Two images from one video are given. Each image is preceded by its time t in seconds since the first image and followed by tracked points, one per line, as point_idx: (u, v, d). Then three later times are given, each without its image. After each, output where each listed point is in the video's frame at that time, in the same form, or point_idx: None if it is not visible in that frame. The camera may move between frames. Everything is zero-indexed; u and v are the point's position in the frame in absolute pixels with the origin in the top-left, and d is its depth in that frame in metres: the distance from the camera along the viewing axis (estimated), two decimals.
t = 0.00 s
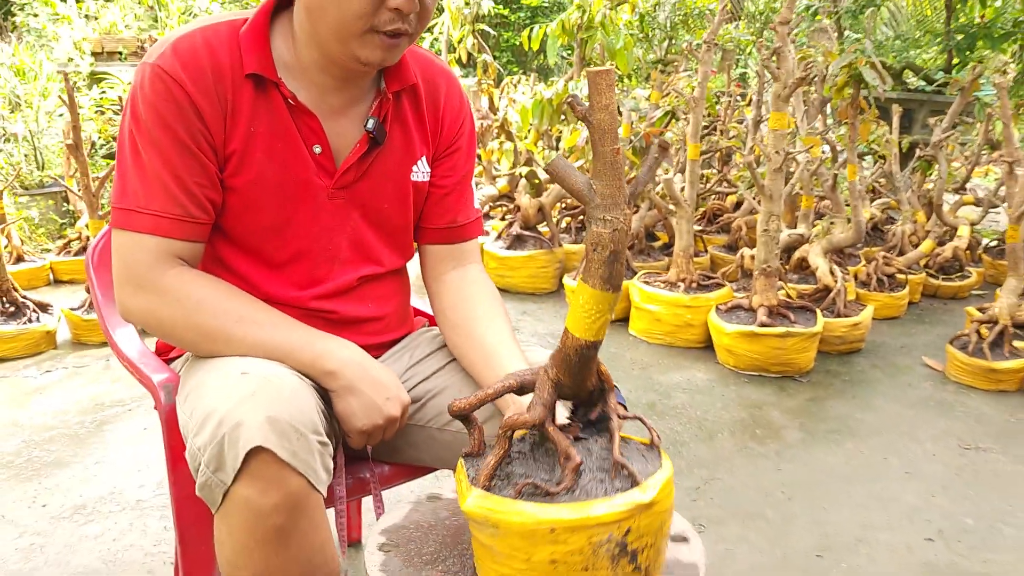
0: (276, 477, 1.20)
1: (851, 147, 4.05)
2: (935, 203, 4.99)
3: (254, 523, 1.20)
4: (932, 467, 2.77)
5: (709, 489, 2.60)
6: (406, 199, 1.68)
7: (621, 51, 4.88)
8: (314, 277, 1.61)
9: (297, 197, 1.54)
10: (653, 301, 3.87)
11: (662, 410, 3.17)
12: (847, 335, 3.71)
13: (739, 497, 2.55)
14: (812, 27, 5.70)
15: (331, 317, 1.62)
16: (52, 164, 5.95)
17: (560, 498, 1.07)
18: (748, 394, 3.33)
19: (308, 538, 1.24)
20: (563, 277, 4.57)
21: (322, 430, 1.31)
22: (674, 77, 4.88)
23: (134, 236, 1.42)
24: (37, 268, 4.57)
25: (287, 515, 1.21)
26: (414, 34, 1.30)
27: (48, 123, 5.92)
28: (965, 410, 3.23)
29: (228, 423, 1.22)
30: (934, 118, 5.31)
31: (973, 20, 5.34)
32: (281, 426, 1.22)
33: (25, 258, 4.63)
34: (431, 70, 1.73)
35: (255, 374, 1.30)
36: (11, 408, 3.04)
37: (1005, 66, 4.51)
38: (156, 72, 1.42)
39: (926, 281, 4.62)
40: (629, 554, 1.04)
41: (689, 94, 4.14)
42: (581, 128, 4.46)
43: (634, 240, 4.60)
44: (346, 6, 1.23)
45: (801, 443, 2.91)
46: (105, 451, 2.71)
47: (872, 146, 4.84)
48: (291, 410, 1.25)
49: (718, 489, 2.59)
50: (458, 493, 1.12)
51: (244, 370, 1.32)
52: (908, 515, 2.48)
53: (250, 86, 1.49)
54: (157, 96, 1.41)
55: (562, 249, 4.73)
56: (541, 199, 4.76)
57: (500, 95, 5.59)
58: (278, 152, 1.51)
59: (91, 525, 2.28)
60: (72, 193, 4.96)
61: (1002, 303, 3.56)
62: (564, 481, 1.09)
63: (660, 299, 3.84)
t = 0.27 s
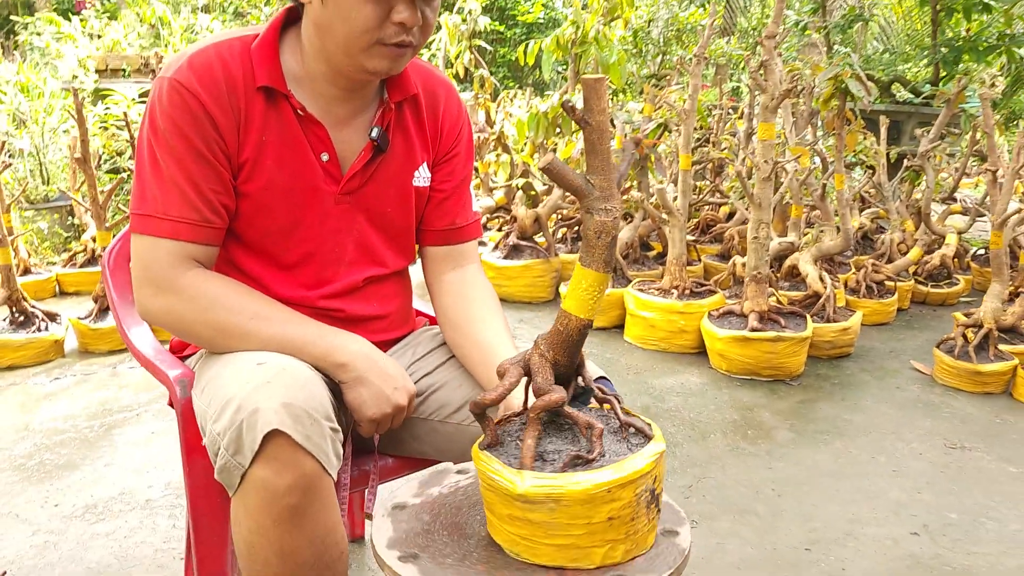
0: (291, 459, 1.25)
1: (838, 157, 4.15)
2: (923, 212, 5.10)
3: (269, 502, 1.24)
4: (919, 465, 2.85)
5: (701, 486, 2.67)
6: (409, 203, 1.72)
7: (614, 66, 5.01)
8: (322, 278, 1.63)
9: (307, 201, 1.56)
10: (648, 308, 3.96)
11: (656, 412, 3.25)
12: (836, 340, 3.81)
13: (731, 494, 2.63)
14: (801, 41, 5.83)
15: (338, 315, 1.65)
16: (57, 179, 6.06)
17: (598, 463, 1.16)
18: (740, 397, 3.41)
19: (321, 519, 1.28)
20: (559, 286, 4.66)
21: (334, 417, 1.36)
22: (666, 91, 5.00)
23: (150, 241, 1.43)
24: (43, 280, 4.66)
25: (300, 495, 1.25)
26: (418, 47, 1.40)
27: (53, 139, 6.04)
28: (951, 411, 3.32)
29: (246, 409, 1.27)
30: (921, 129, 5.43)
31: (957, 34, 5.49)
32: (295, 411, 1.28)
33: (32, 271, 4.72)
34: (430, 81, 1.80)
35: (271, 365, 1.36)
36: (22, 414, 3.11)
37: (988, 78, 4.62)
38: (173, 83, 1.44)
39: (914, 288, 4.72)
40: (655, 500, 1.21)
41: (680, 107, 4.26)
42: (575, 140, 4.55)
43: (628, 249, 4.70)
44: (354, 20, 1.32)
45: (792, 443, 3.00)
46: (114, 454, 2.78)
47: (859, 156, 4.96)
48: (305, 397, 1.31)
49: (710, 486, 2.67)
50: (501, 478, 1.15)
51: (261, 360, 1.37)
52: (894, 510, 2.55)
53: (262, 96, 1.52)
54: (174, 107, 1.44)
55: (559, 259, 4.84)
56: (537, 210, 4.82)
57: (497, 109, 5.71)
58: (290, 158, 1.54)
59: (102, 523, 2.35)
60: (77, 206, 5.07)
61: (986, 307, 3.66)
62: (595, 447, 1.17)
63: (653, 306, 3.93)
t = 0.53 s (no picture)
0: (295, 464, 1.25)
1: (836, 166, 4.17)
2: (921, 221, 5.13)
3: (273, 506, 1.25)
4: (919, 472, 2.86)
5: (702, 493, 2.68)
6: (412, 211, 1.74)
7: (613, 76, 5.04)
8: (325, 285, 1.65)
9: (311, 209, 1.58)
10: (648, 316, 3.98)
11: (657, 420, 3.26)
12: (836, 348, 3.82)
13: (731, 501, 2.63)
14: (799, 52, 5.87)
15: (341, 322, 1.67)
16: (60, 190, 6.09)
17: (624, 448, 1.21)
18: (741, 405, 3.42)
19: (325, 522, 1.28)
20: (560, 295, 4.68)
21: (337, 423, 1.37)
22: (665, 101, 5.04)
23: (155, 248, 1.45)
24: (45, 290, 4.68)
25: (304, 500, 1.26)
26: (418, 58, 1.42)
27: (55, 150, 6.07)
28: (951, 418, 3.33)
29: (250, 414, 1.28)
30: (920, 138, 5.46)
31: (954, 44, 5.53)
32: (299, 416, 1.28)
33: (34, 281, 4.74)
34: (433, 91, 1.83)
35: (275, 370, 1.37)
36: (25, 423, 3.12)
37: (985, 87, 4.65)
38: (179, 93, 1.46)
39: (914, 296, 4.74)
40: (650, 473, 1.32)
41: (680, 117, 4.29)
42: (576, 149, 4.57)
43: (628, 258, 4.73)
44: (356, 31, 1.35)
45: (792, 450, 3.01)
46: (117, 462, 2.79)
47: (857, 165, 4.99)
48: (309, 402, 1.31)
49: (711, 493, 2.68)
50: (555, 482, 1.13)
51: (264, 366, 1.38)
52: (894, 516, 2.56)
53: (266, 105, 1.54)
54: (179, 116, 1.46)
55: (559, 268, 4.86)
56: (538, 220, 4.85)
57: (497, 119, 5.75)
58: (293, 166, 1.56)
59: (106, 531, 2.36)
60: (80, 217, 5.09)
61: (985, 315, 3.68)
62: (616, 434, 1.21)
63: (654, 315, 3.95)
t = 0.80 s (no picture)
0: (296, 469, 1.25)
1: (836, 172, 4.16)
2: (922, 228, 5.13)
3: (275, 512, 1.25)
4: (921, 479, 2.85)
5: (703, 500, 2.67)
6: (413, 216, 1.74)
7: (614, 84, 5.05)
8: (326, 290, 1.65)
9: (312, 215, 1.58)
10: (649, 323, 3.97)
11: (658, 426, 3.26)
12: (837, 354, 3.81)
13: (733, 508, 2.63)
14: (799, 59, 5.88)
15: (342, 328, 1.67)
16: (61, 197, 6.10)
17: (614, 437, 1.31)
18: (742, 412, 3.42)
19: (327, 528, 1.28)
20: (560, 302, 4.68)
21: (338, 428, 1.37)
22: (666, 108, 5.04)
23: (156, 254, 1.45)
24: (45, 298, 4.68)
25: (306, 505, 1.26)
26: (417, 68, 1.43)
27: (57, 158, 6.08)
28: (952, 425, 3.32)
29: (251, 420, 1.28)
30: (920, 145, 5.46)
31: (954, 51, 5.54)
32: (301, 422, 1.28)
33: (35, 288, 4.74)
34: (434, 96, 1.83)
35: (276, 376, 1.37)
36: (25, 430, 3.12)
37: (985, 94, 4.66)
38: (180, 99, 1.47)
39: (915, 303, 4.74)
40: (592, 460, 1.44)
41: (680, 124, 4.29)
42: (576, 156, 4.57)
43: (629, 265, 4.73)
44: (355, 39, 1.35)
45: (793, 457, 3.00)
46: (117, 469, 2.79)
47: (858, 172, 4.99)
48: (311, 408, 1.31)
49: (712, 500, 2.67)
50: (608, 475, 1.19)
51: (266, 372, 1.38)
52: (896, 524, 2.55)
53: (267, 111, 1.54)
54: (180, 122, 1.46)
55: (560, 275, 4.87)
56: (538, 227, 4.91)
57: (498, 126, 5.76)
58: (294, 172, 1.56)
59: (106, 538, 2.35)
60: (81, 224, 5.10)
61: (986, 321, 3.67)
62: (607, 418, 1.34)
63: (655, 322, 3.95)
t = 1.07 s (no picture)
0: (298, 474, 1.25)
1: (838, 177, 4.16)
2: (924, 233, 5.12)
3: (277, 517, 1.25)
4: (924, 484, 2.84)
5: (706, 505, 2.67)
6: (415, 221, 1.74)
7: (616, 89, 5.06)
8: (329, 295, 1.65)
9: (314, 219, 1.59)
10: (651, 328, 3.97)
11: (660, 432, 3.26)
12: (840, 359, 3.81)
13: (735, 513, 2.62)
14: (801, 65, 5.89)
15: (344, 332, 1.67)
16: (63, 202, 6.11)
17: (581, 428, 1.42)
18: (744, 417, 3.41)
19: (328, 533, 1.28)
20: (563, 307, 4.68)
21: (339, 433, 1.37)
22: (667, 113, 5.05)
23: (159, 258, 1.45)
24: (48, 302, 4.69)
25: (308, 510, 1.25)
26: (422, 73, 1.43)
27: (59, 162, 6.09)
28: (955, 431, 3.32)
29: (252, 425, 1.28)
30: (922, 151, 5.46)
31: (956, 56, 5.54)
32: (302, 427, 1.28)
33: (37, 293, 4.75)
34: (437, 102, 1.84)
35: (278, 380, 1.37)
36: (27, 435, 3.12)
37: (987, 99, 4.66)
38: (182, 104, 1.47)
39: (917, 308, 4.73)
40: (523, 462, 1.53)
41: (682, 129, 4.29)
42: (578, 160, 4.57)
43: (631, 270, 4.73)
44: (363, 46, 1.35)
45: (795, 462, 3.00)
46: (119, 474, 2.79)
47: (860, 177, 4.99)
48: (312, 412, 1.31)
49: (715, 506, 2.66)
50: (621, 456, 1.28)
51: (268, 376, 1.38)
52: (900, 529, 2.54)
53: (270, 115, 1.55)
54: (183, 127, 1.46)
55: (562, 280, 4.87)
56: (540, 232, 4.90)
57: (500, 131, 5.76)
58: (297, 177, 1.56)
59: (107, 543, 2.35)
60: (83, 229, 5.10)
61: (989, 326, 3.67)
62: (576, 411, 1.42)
63: (657, 326, 3.94)
